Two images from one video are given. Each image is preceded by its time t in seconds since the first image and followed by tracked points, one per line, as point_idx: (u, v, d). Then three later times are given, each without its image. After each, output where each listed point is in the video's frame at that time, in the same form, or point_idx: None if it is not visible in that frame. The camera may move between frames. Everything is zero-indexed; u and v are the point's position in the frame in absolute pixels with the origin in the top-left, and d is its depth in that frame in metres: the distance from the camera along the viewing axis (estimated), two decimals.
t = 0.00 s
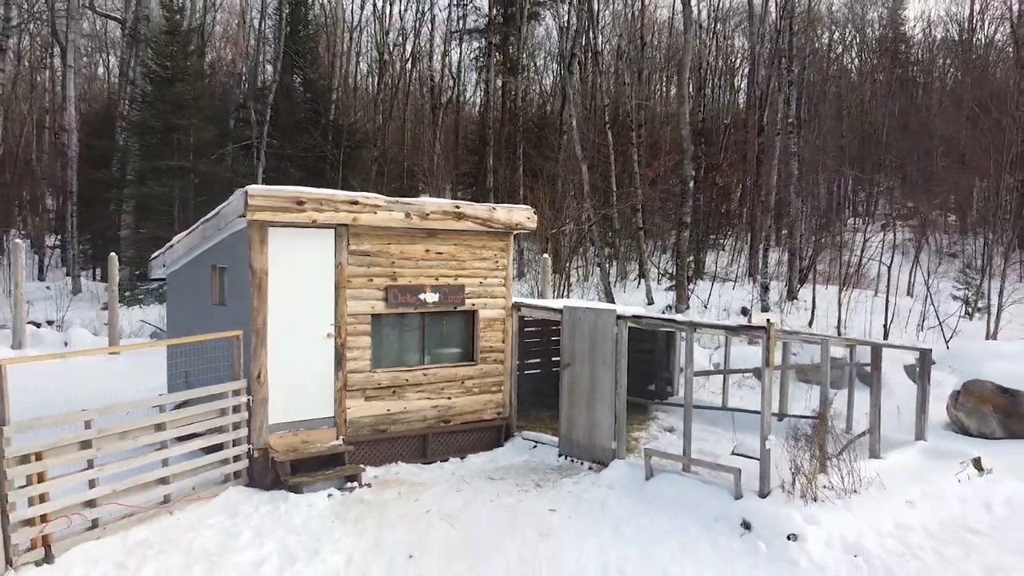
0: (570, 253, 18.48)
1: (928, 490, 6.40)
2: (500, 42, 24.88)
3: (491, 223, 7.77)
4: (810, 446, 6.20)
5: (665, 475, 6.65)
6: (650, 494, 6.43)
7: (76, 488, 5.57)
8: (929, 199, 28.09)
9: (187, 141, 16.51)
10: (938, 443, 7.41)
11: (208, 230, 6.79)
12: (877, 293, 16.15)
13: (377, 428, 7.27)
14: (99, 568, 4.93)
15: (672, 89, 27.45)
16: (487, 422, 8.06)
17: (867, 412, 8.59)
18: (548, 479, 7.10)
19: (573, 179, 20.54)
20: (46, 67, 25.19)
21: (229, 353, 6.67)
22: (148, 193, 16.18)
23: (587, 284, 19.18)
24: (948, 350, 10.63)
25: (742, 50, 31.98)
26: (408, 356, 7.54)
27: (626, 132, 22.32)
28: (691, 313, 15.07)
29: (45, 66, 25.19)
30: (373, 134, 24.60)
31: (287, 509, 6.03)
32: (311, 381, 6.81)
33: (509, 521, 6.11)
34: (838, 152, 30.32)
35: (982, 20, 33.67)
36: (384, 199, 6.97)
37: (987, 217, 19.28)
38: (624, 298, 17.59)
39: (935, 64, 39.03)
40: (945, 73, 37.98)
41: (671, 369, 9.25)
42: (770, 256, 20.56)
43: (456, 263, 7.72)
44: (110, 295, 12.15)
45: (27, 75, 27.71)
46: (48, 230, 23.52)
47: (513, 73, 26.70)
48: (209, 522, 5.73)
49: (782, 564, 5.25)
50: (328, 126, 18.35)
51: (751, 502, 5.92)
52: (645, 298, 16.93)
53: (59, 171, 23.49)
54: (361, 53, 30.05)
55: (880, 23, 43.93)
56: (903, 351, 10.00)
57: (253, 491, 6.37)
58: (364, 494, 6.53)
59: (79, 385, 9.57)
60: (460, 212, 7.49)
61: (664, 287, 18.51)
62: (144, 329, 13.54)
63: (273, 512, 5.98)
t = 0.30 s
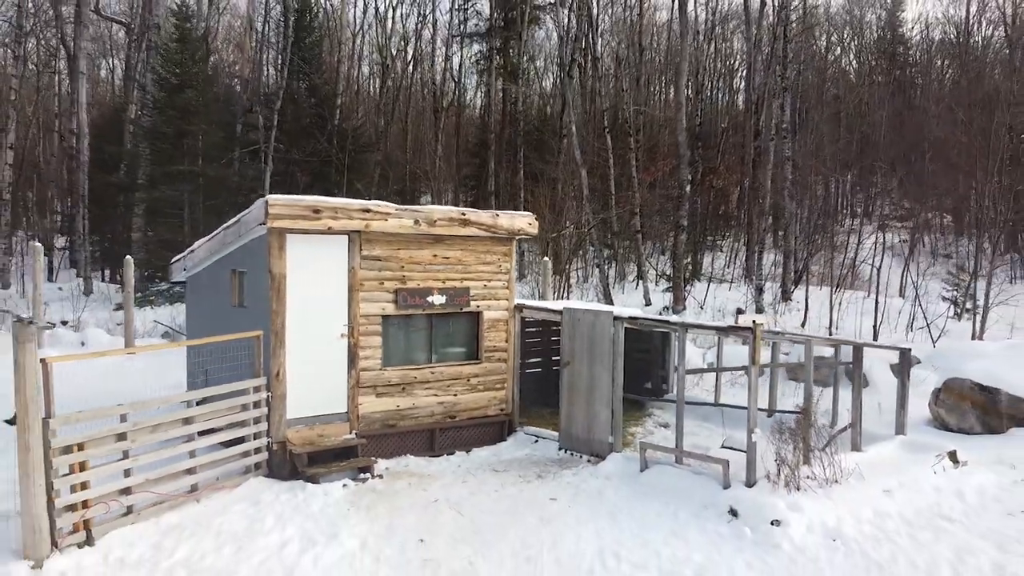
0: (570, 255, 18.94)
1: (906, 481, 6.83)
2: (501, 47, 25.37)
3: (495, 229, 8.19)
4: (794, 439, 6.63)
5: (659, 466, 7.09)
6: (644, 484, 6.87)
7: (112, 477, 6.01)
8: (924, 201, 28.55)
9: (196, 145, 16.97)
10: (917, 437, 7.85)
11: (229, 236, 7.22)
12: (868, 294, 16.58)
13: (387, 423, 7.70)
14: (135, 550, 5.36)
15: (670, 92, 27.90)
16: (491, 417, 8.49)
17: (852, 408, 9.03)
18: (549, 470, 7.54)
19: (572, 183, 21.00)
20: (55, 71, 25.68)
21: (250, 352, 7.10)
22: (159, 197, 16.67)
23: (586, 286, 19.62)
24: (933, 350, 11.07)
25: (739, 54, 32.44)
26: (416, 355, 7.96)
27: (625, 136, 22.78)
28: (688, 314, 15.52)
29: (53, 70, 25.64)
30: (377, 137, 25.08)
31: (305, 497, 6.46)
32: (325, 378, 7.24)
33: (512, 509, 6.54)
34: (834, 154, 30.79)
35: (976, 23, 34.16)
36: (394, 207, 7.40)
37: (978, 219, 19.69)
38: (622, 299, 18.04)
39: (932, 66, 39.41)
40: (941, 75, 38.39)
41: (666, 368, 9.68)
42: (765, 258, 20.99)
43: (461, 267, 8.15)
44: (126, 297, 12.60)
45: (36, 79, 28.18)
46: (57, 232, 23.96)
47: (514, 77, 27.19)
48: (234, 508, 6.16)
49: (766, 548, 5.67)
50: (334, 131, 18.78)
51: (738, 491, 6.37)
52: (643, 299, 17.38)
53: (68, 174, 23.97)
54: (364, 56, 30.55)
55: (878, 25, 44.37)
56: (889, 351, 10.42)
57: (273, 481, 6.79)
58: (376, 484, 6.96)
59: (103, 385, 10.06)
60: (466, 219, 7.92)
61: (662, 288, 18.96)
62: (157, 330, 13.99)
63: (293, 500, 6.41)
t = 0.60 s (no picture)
0: (570, 259, 19.44)
1: (885, 478, 7.29)
2: (502, 52, 25.90)
3: (499, 239, 8.66)
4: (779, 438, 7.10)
5: (654, 464, 7.55)
6: (640, 480, 7.33)
7: (146, 472, 6.48)
8: (918, 204, 28.99)
9: (207, 153, 17.46)
10: (898, 437, 8.30)
11: (249, 247, 7.68)
12: (861, 297, 17.04)
13: (398, 423, 8.15)
14: (171, 539, 5.83)
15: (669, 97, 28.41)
16: (495, 418, 8.95)
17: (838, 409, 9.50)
18: (550, 468, 8.00)
19: (572, 188, 21.53)
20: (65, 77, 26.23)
21: (270, 356, 7.56)
22: (170, 204, 17.17)
23: (587, 289, 20.11)
24: (918, 353, 11.51)
25: (736, 59, 32.98)
26: (425, 359, 8.42)
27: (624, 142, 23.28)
28: (685, 317, 15.97)
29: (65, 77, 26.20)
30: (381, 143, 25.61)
31: (323, 492, 6.92)
32: (340, 381, 7.69)
33: (516, 503, 7.00)
34: (830, 158, 31.31)
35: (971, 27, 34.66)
36: (405, 219, 7.86)
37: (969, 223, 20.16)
38: (621, 302, 18.53)
39: (929, 70, 39.87)
40: (938, 79, 38.86)
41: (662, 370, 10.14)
42: (761, 261, 21.46)
43: (468, 275, 8.61)
44: (142, 302, 13.08)
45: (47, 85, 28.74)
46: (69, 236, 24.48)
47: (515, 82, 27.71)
48: (257, 502, 6.62)
49: (751, 539, 6.13)
50: (340, 138, 19.29)
51: (727, 486, 6.83)
52: (641, 302, 17.86)
53: (78, 179, 24.49)
54: (367, 61, 31.08)
55: (874, 28, 44.82)
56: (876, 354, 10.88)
57: (292, 477, 7.25)
58: (388, 480, 7.42)
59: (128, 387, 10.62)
60: (472, 230, 8.39)
61: (660, 292, 19.45)
62: (170, 333, 14.46)
63: (311, 495, 6.86)
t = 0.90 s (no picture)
0: (570, 264, 19.96)
1: (865, 476, 7.76)
2: (504, 60, 26.52)
3: (503, 250, 9.17)
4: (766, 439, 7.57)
5: (649, 464, 8.03)
6: (635, 479, 7.81)
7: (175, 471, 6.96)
8: (912, 208, 29.54)
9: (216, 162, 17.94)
10: (881, 437, 8.78)
11: (269, 259, 8.17)
12: (853, 301, 17.51)
13: (408, 424, 8.62)
14: (200, 533, 6.30)
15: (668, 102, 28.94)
16: (499, 420, 9.42)
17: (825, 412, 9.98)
18: (551, 467, 8.47)
19: (571, 194, 22.09)
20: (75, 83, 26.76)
21: (288, 361, 8.04)
22: (181, 211, 17.65)
23: (586, 293, 20.62)
24: (904, 356, 11.99)
25: (733, 65, 33.52)
26: (433, 364, 8.89)
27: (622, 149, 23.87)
28: (681, 321, 16.48)
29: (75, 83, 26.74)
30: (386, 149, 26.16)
31: (339, 490, 7.39)
32: (353, 385, 8.16)
33: (520, 500, 7.47)
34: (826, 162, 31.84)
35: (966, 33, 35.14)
36: (414, 233, 8.36)
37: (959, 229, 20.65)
38: (620, 306, 19.03)
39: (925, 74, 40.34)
40: (934, 83, 39.34)
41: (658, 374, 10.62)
42: (757, 265, 21.96)
43: (473, 285, 9.10)
44: (156, 307, 13.56)
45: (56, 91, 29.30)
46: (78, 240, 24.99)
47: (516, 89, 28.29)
48: (278, 499, 7.09)
49: (738, 533, 6.60)
50: (345, 146, 19.82)
51: (717, 484, 7.30)
52: (639, 306, 18.36)
53: (88, 184, 25.06)
54: (371, 67, 31.67)
55: (871, 33, 45.38)
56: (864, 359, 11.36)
57: (309, 476, 7.72)
58: (399, 479, 7.89)
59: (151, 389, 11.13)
60: (477, 243, 8.89)
61: (657, 295, 19.95)
62: (183, 337, 14.94)
63: (328, 492, 7.34)
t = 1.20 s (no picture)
0: (570, 269, 20.53)
1: (847, 474, 8.27)
2: (504, 66, 27.07)
3: (506, 260, 9.69)
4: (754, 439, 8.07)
5: (644, 462, 8.54)
6: (631, 476, 8.32)
7: (201, 469, 7.47)
8: (906, 212, 30.09)
9: (226, 170, 18.44)
10: (864, 437, 9.28)
11: (285, 269, 8.69)
12: (845, 305, 17.99)
13: (416, 425, 9.12)
14: (227, 525, 6.80)
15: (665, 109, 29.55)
16: (503, 420, 9.93)
17: (812, 413, 10.48)
18: (552, 465, 8.98)
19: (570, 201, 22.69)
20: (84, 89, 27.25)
21: (304, 365, 8.54)
22: (192, 218, 18.16)
23: (586, 296, 21.15)
24: (890, 360, 12.50)
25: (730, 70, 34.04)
26: (439, 367, 9.39)
27: (621, 156, 24.41)
28: (678, 324, 16.98)
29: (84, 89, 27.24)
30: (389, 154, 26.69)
31: (354, 486, 7.89)
32: (366, 387, 8.67)
33: (523, 496, 7.97)
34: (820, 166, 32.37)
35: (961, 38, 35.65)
36: (423, 244, 8.87)
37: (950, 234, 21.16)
38: (618, 310, 19.54)
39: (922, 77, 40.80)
40: (930, 86, 39.83)
41: (653, 377, 11.12)
42: (751, 269, 22.50)
43: (478, 293, 9.61)
44: (171, 312, 14.07)
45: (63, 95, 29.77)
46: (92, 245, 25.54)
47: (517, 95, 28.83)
48: (296, 495, 7.59)
49: (726, 526, 7.10)
50: (351, 154, 20.40)
51: (707, 481, 7.82)
52: (637, 310, 18.86)
53: (97, 189, 25.55)
54: (374, 72, 32.20)
55: (868, 37, 45.88)
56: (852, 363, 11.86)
57: (324, 473, 8.22)
58: (409, 476, 8.40)
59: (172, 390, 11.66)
60: (481, 253, 9.42)
61: (654, 299, 20.48)
62: (194, 340, 15.44)
63: (343, 488, 7.85)
